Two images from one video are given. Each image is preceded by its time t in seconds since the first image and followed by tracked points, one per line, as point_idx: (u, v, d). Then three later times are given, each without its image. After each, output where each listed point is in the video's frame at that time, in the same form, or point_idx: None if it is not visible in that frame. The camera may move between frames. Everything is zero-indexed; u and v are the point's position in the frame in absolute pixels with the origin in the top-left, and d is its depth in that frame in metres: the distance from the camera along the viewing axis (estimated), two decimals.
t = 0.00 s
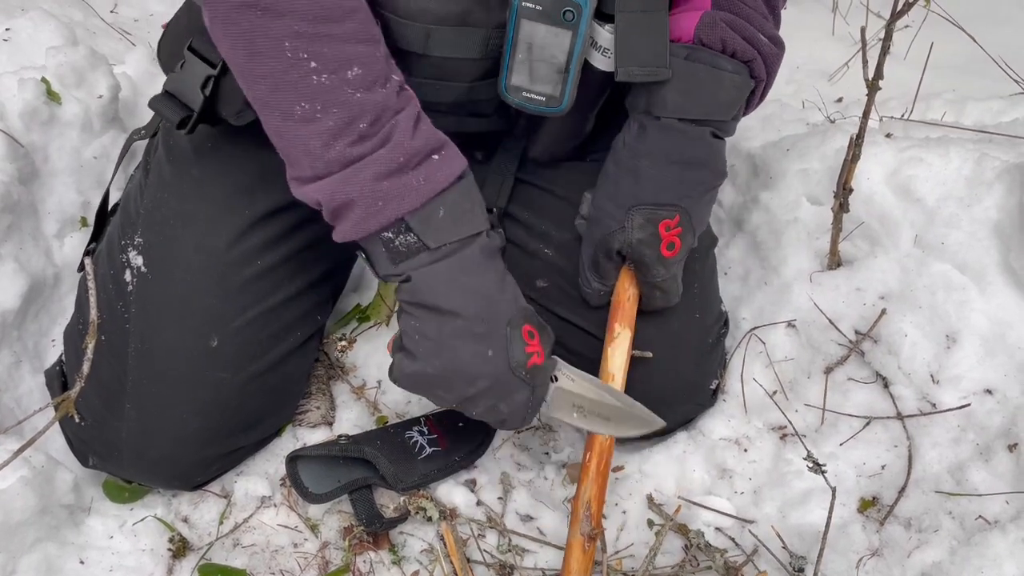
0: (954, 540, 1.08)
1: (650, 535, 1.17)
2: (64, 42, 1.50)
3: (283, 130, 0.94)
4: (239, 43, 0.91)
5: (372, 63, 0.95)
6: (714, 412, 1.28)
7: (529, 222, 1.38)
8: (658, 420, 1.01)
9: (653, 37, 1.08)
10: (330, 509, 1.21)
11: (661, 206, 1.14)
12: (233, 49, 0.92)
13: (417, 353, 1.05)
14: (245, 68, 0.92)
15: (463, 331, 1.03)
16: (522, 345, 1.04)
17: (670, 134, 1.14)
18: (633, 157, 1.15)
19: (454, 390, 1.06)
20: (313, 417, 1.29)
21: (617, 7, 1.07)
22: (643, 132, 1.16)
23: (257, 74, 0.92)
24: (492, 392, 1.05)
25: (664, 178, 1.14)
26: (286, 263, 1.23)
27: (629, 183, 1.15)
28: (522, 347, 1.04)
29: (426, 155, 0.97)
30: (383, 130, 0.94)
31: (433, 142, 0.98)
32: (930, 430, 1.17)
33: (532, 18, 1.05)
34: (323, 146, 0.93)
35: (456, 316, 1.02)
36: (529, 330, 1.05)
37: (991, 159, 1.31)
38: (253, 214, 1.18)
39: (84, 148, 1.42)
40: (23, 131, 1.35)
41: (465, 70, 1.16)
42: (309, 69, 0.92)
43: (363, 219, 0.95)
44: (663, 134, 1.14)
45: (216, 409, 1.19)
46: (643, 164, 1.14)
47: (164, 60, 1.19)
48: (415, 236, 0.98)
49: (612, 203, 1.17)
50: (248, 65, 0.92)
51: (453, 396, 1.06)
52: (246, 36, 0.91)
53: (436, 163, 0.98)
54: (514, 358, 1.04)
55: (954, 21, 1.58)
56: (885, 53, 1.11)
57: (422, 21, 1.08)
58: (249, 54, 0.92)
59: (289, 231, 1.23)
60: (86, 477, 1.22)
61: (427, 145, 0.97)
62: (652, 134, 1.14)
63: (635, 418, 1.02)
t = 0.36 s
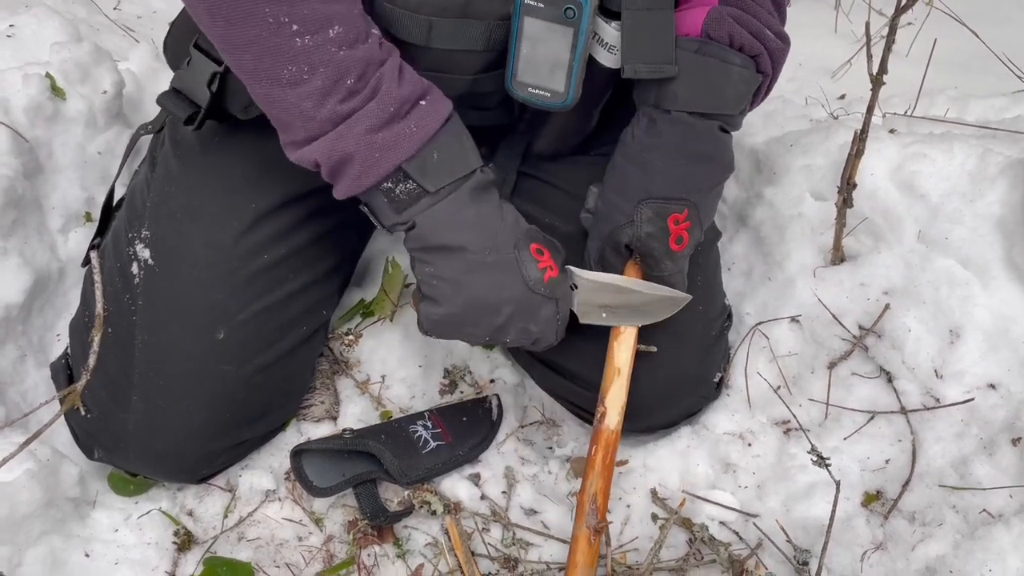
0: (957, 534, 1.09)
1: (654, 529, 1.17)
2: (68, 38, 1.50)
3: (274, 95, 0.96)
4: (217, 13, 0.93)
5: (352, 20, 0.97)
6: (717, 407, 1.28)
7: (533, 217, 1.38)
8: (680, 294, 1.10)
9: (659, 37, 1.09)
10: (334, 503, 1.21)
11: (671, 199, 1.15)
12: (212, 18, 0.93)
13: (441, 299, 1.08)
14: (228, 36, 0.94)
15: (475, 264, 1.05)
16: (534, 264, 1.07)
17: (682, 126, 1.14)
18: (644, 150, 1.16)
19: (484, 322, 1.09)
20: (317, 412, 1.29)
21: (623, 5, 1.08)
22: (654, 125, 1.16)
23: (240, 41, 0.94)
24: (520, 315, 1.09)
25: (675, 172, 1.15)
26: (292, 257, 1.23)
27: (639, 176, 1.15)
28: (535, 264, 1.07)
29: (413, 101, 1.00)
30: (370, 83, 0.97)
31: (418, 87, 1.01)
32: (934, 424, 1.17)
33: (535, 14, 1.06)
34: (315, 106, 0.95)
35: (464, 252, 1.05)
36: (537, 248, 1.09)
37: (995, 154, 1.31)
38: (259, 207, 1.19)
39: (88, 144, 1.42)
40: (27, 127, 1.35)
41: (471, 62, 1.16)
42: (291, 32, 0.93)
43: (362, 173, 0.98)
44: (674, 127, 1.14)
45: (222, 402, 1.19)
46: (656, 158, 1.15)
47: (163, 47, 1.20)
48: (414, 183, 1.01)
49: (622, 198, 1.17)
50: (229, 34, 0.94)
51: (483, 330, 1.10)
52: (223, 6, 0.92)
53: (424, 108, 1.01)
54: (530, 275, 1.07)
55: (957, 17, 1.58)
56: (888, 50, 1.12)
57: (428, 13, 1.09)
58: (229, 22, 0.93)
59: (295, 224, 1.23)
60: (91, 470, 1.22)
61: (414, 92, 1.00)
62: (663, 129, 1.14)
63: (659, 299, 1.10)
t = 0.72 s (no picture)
0: (956, 535, 1.09)
1: (653, 530, 1.17)
2: (67, 38, 1.50)
3: (294, 125, 0.97)
4: (256, 36, 0.95)
5: (386, 65, 0.99)
6: (716, 407, 1.28)
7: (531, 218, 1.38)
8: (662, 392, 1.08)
9: (648, 34, 1.08)
10: (332, 504, 1.21)
11: (646, 193, 1.14)
12: (249, 41, 0.96)
13: (419, 359, 1.08)
14: (261, 60, 0.96)
15: (460, 334, 1.06)
16: (518, 341, 1.07)
17: (650, 123, 1.14)
18: (614, 146, 1.16)
19: (459, 390, 1.09)
20: (315, 412, 1.29)
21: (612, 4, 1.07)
22: (625, 122, 1.16)
23: (272, 67, 0.96)
24: (496, 388, 1.09)
25: (650, 167, 1.14)
26: (288, 256, 1.23)
27: (614, 174, 1.16)
28: (520, 342, 1.07)
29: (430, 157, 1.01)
30: (392, 131, 0.98)
31: (438, 145, 1.02)
32: (932, 425, 1.17)
33: (527, 15, 1.06)
34: (332, 143, 0.96)
35: (450, 319, 1.06)
36: (525, 326, 1.08)
37: (994, 155, 1.31)
38: (255, 206, 1.19)
39: (87, 144, 1.42)
40: (26, 127, 1.35)
41: (469, 66, 1.17)
42: (324, 66, 0.95)
43: (366, 218, 0.98)
44: (644, 125, 1.15)
45: (219, 401, 1.19)
46: (626, 154, 1.15)
47: (158, 47, 1.22)
48: (413, 242, 1.02)
49: (598, 197, 1.17)
50: (263, 58, 0.96)
51: (457, 396, 1.10)
52: (262, 29, 0.94)
53: (440, 165, 1.02)
54: (512, 355, 1.07)
55: (956, 18, 1.58)
56: (887, 49, 1.11)
57: (424, 15, 1.09)
58: (265, 47, 0.95)
59: (292, 223, 1.23)
60: (89, 471, 1.22)
61: (432, 148, 1.01)
62: (635, 127, 1.15)
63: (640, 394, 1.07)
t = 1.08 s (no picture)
0: (958, 538, 1.09)
1: (654, 533, 1.17)
2: (68, 41, 1.50)
3: (264, 73, 0.96)
4: None
5: None
6: (717, 410, 1.28)
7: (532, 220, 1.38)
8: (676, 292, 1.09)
9: (646, 34, 1.07)
10: (334, 507, 1.21)
11: (649, 198, 1.15)
12: None
13: (433, 288, 1.09)
14: (215, 13, 0.93)
15: (470, 261, 1.06)
16: (531, 261, 1.07)
17: (653, 127, 1.14)
18: (616, 151, 1.16)
19: (477, 311, 1.10)
20: (316, 415, 1.29)
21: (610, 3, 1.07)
22: (627, 127, 1.16)
23: (227, 18, 0.93)
24: (514, 307, 1.10)
25: (652, 172, 1.15)
26: (291, 259, 1.23)
27: (616, 179, 1.16)
28: (533, 262, 1.08)
29: (407, 76, 0.99)
30: (361, 58, 0.96)
31: (411, 62, 1.00)
32: (934, 428, 1.17)
33: (524, 13, 1.06)
34: (305, 82, 0.95)
35: (461, 249, 1.05)
36: (537, 243, 1.09)
37: (995, 157, 1.31)
38: (257, 209, 1.19)
39: (88, 146, 1.42)
40: (27, 129, 1.35)
41: (463, 59, 1.16)
42: (279, 5, 0.93)
43: (353, 153, 0.98)
44: (647, 129, 1.14)
45: (221, 404, 1.19)
46: (629, 159, 1.15)
47: (154, 38, 1.20)
48: (405, 166, 1.00)
49: (602, 202, 1.17)
50: (216, 11, 0.93)
51: (476, 316, 1.11)
52: None
53: (419, 82, 1.00)
54: (526, 275, 1.07)
55: (958, 20, 1.58)
56: (888, 52, 1.11)
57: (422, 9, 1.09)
58: None
59: (293, 227, 1.23)
60: (90, 473, 1.21)
61: (406, 66, 0.99)
62: (635, 130, 1.15)
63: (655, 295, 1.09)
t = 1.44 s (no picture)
0: (960, 540, 1.09)
1: (657, 535, 1.17)
2: (70, 43, 1.51)
3: (272, 79, 0.99)
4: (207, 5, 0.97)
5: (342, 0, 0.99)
6: (718, 412, 1.28)
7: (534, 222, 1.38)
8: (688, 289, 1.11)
9: (656, 37, 1.09)
10: (336, 508, 1.21)
11: (667, 201, 1.14)
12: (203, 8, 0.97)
13: (441, 276, 1.08)
14: (221, 23, 0.97)
15: (479, 246, 1.05)
16: (541, 248, 1.07)
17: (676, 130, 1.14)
18: (636, 152, 1.16)
19: (485, 303, 1.09)
20: (318, 416, 1.30)
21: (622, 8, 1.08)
22: (649, 128, 1.16)
23: (233, 27, 0.97)
24: (522, 298, 1.09)
25: (673, 175, 1.14)
26: (294, 262, 1.24)
27: (634, 181, 1.15)
28: (542, 250, 1.07)
29: (412, 74, 1.01)
30: (366, 58, 0.98)
31: (417, 60, 1.01)
32: (936, 430, 1.17)
33: (534, 18, 1.06)
34: (311, 85, 0.97)
35: (470, 234, 1.05)
36: (547, 233, 1.09)
37: (996, 160, 1.31)
38: (261, 212, 1.19)
39: (90, 148, 1.42)
40: (29, 131, 1.35)
41: (465, 61, 1.16)
42: (281, 14, 0.96)
43: (362, 150, 0.99)
44: (670, 132, 1.14)
45: (224, 406, 1.19)
46: (649, 160, 1.15)
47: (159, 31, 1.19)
48: (414, 160, 1.01)
49: (620, 203, 1.16)
50: (221, 23, 0.97)
51: (485, 310, 1.11)
52: None
53: (424, 79, 1.01)
54: (534, 263, 1.07)
55: (959, 23, 1.58)
56: (890, 55, 1.11)
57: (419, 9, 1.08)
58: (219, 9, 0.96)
59: (297, 229, 1.23)
60: (92, 475, 1.22)
61: (411, 64, 1.00)
62: (657, 132, 1.15)
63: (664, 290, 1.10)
